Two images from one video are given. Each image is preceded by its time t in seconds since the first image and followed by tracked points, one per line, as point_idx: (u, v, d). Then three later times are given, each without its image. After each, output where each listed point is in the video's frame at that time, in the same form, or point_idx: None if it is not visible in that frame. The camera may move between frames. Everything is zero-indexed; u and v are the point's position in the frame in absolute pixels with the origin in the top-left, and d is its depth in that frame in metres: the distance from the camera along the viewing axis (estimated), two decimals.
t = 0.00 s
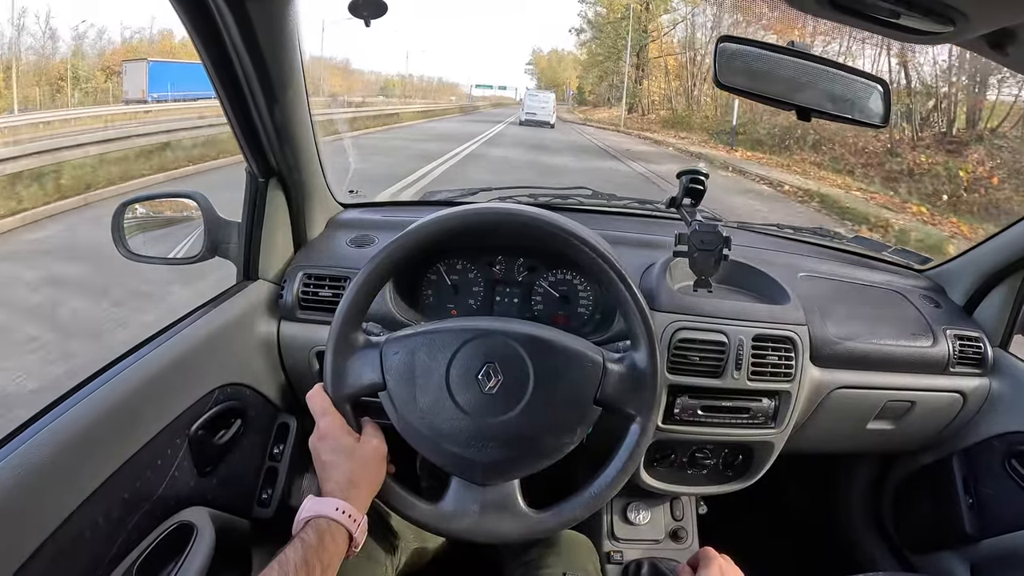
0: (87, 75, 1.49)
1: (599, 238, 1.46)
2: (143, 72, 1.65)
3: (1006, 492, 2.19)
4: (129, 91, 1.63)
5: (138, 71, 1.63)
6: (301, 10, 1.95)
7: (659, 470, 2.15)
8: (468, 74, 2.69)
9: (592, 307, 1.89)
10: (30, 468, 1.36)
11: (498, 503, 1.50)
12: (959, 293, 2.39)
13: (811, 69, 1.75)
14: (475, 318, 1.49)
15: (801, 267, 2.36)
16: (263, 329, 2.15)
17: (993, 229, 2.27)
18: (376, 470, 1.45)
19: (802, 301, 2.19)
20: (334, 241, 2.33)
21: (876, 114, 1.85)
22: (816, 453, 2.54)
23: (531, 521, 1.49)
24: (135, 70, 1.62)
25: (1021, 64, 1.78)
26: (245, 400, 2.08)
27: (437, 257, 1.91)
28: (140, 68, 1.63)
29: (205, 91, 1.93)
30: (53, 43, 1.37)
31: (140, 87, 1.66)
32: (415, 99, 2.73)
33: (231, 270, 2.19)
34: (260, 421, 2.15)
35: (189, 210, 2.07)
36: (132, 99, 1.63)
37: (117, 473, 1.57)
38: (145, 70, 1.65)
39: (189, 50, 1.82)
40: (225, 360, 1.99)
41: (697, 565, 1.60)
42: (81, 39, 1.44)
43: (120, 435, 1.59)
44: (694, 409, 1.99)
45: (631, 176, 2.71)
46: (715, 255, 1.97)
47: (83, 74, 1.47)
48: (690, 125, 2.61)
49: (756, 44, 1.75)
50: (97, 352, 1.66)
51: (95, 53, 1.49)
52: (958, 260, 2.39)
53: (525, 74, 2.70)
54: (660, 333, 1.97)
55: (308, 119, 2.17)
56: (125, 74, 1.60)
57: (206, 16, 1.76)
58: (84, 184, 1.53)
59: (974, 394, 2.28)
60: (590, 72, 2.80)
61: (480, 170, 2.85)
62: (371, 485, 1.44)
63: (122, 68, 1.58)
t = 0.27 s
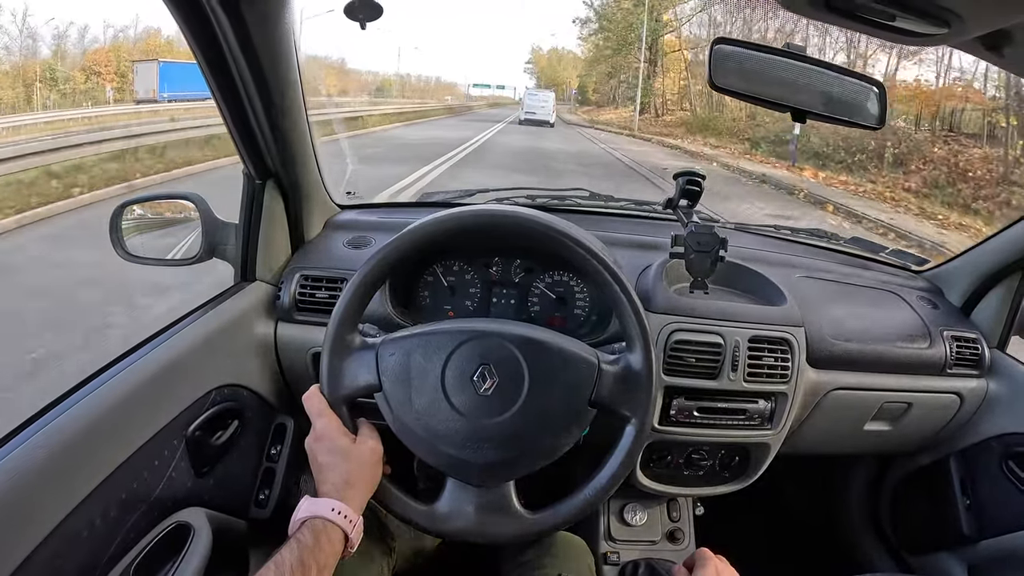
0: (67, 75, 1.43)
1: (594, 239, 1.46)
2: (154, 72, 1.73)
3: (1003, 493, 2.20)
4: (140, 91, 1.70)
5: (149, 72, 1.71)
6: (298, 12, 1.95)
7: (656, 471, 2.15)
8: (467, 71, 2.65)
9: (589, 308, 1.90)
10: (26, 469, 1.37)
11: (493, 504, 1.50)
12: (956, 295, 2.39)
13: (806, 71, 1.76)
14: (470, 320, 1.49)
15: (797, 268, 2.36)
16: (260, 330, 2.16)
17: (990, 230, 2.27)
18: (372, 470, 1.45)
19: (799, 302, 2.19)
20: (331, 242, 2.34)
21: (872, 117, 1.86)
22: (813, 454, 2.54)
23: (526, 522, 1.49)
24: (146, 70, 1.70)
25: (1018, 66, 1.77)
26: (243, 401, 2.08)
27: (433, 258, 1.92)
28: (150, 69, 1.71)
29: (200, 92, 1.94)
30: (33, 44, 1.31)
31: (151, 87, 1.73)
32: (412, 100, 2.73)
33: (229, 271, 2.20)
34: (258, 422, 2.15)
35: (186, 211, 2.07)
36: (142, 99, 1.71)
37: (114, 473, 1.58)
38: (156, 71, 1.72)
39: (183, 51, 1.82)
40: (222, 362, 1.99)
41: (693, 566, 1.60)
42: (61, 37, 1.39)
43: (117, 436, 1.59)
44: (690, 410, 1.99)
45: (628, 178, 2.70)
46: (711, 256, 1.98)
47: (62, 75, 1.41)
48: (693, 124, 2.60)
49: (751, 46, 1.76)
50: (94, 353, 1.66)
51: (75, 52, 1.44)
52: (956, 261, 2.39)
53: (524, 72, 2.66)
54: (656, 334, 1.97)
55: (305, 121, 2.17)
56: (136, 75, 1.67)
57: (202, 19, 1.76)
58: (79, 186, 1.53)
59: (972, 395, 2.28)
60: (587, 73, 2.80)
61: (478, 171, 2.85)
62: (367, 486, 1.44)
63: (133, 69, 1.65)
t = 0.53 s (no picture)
0: (42, 76, 1.39)
1: (594, 238, 1.46)
2: (163, 72, 1.77)
3: (1003, 491, 2.19)
4: (151, 90, 1.74)
5: (160, 71, 1.75)
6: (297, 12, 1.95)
7: (656, 470, 2.14)
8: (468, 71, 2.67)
9: (588, 307, 1.88)
10: (25, 467, 1.36)
11: (493, 503, 1.50)
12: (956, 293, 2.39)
13: (806, 68, 1.75)
14: (469, 318, 1.48)
15: (797, 267, 2.36)
16: (259, 329, 2.15)
17: (990, 229, 2.27)
18: (371, 469, 1.45)
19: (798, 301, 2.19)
20: (330, 241, 2.33)
21: (871, 113, 1.85)
22: (813, 453, 2.54)
23: (525, 521, 1.49)
24: (156, 71, 1.74)
25: (1017, 63, 1.78)
26: (242, 401, 2.08)
27: (432, 257, 1.91)
28: (161, 69, 1.75)
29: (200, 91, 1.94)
30: (11, 42, 1.30)
31: (161, 87, 1.77)
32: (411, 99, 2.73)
33: (227, 270, 2.19)
34: (257, 421, 2.15)
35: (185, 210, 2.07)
36: (153, 98, 1.74)
37: (113, 472, 1.57)
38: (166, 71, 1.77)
39: (182, 50, 1.82)
40: (221, 360, 1.99)
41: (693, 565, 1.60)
42: (38, 37, 1.35)
43: (116, 434, 1.59)
44: (689, 409, 1.99)
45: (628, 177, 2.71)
46: (711, 255, 1.98)
47: (36, 76, 1.38)
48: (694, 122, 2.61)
49: (750, 43, 1.75)
50: (92, 352, 1.66)
51: (51, 52, 1.40)
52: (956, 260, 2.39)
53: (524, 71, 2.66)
54: (655, 333, 1.97)
55: (304, 119, 2.17)
56: (148, 74, 1.71)
57: (201, 19, 1.75)
58: (78, 185, 1.53)
59: (972, 394, 2.28)
60: (586, 71, 2.81)
61: (478, 170, 2.85)
62: (366, 485, 1.44)
63: (145, 68, 1.70)
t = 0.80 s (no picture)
0: (17, 77, 1.31)
1: (594, 237, 1.45)
2: (174, 74, 1.82)
3: (1003, 490, 2.19)
4: (162, 90, 1.78)
5: (171, 73, 1.80)
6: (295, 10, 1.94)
7: (655, 470, 2.14)
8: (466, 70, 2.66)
9: (588, 306, 1.89)
10: (22, 468, 1.36)
11: (492, 502, 1.49)
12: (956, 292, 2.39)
13: (806, 66, 1.74)
14: (468, 317, 1.48)
15: (796, 265, 2.35)
16: (258, 329, 2.15)
17: (989, 228, 2.26)
18: (370, 469, 1.44)
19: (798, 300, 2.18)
20: (329, 240, 2.33)
21: (871, 112, 1.85)
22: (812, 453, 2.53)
23: (524, 521, 1.48)
24: (167, 72, 1.79)
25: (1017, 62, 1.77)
26: (240, 400, 2.07)
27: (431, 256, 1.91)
28: (172, 70, 1.80)
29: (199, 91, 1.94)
30: None
31: (172, 87, 1.82)
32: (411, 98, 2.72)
33: (226, 269, 2.19)
34: (255, 421, 2.14)
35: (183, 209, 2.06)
36: (165, 99, 1.79)
37: (111, 472, 1.57)
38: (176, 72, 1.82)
39: (180, 49, 1.81)
40: (220, 360, 1.98)
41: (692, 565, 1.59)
42: (14, 38, 1.29)
43: (114, 434, 1.59)
44: (689, 408, 1.99)
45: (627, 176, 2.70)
46: (711, 255, 1.98)
47: (12, 76, 1.30)
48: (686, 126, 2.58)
49: (751, 41, 1.75)
50: (90, 352, 1.66)
51: (28, 53, 1.32)
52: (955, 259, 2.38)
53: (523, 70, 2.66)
54: (655, 332, 1.96)
55: (302, 118, 2.16)
56: (159, 75, 1.75)
57: (199, 17, 1.75)
58: (76, 185, 1.52)
59: (971, 393, 2.28)
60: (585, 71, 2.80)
61: (477, 170, 2.84)
62: (365, 484, 1.43)
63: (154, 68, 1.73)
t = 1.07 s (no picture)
0: None
1: (592, 235, 1.45)
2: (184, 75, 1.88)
3: (1002, 489, 2.19)
4: (173, 91, 1.85)
5: (180, 74, 1.86)
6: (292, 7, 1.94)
7: (654, 468, 2.14)
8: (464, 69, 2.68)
9: (586, 304, 1.88)
10: (17, 467, 1.36)
11: (490, 500, 1.49)
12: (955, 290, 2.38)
13: (803, 63, 1.74)
14: (466, 315, 1.48)
15: (795, 263, 2.34)
16: (256, 327, 2.15)
17: (988, 226, 2.26)
18: (367, 467, 1.44)
19: (796, 297, 2.18)
20: (328, 238, 2.33)
21: (869, 109, 1.84)
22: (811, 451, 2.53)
23: (522, 518, 1.48)
24: (177, 73, 1.85)
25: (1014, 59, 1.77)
26: (238, 398, 2.07)
27: (429, 254, 1.91)
28: (182, 70, 1.86)
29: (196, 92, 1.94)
30: None
31: (182, 87, 1.88)
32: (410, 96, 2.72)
33: (224, 267, 2.19)
34: (254, 419, 2.14)
35: (181, 207, 2.06)
36: (176, 98, 1.86)
37: (108, 471, 1.57)
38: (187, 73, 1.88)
39: (178, 48, 1.81)
40: (218, 358, 1.98)
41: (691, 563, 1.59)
42: None
43: (111, 433, 1.59)
44: (687, 406, 1.99)
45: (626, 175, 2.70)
46: (709, 253, 1.97)
47: None
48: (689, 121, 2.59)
49: (747, 38, 1.75)
50: (87, 350, 1.66)
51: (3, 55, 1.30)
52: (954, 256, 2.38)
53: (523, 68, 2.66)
54: (653, 330, 1.96)
55: (300, 116, 2.16)
56: (170, 76, 1.82)
57: (195, 15, 1.75)
58: (72, 183, 1.52)
59: (970, 391, 2.28)
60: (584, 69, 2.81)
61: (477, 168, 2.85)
62: (362, 482, 1.43)
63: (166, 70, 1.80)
